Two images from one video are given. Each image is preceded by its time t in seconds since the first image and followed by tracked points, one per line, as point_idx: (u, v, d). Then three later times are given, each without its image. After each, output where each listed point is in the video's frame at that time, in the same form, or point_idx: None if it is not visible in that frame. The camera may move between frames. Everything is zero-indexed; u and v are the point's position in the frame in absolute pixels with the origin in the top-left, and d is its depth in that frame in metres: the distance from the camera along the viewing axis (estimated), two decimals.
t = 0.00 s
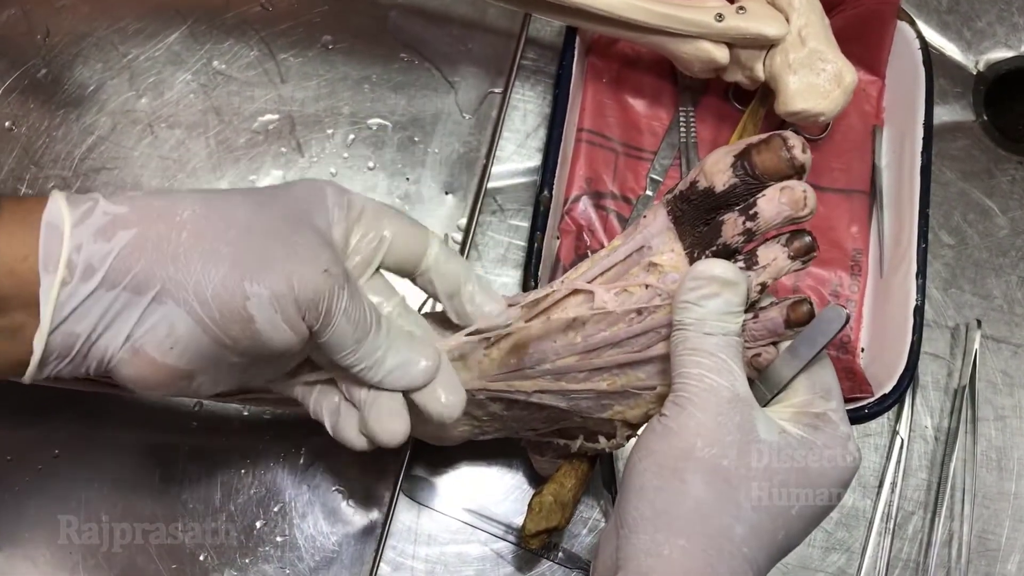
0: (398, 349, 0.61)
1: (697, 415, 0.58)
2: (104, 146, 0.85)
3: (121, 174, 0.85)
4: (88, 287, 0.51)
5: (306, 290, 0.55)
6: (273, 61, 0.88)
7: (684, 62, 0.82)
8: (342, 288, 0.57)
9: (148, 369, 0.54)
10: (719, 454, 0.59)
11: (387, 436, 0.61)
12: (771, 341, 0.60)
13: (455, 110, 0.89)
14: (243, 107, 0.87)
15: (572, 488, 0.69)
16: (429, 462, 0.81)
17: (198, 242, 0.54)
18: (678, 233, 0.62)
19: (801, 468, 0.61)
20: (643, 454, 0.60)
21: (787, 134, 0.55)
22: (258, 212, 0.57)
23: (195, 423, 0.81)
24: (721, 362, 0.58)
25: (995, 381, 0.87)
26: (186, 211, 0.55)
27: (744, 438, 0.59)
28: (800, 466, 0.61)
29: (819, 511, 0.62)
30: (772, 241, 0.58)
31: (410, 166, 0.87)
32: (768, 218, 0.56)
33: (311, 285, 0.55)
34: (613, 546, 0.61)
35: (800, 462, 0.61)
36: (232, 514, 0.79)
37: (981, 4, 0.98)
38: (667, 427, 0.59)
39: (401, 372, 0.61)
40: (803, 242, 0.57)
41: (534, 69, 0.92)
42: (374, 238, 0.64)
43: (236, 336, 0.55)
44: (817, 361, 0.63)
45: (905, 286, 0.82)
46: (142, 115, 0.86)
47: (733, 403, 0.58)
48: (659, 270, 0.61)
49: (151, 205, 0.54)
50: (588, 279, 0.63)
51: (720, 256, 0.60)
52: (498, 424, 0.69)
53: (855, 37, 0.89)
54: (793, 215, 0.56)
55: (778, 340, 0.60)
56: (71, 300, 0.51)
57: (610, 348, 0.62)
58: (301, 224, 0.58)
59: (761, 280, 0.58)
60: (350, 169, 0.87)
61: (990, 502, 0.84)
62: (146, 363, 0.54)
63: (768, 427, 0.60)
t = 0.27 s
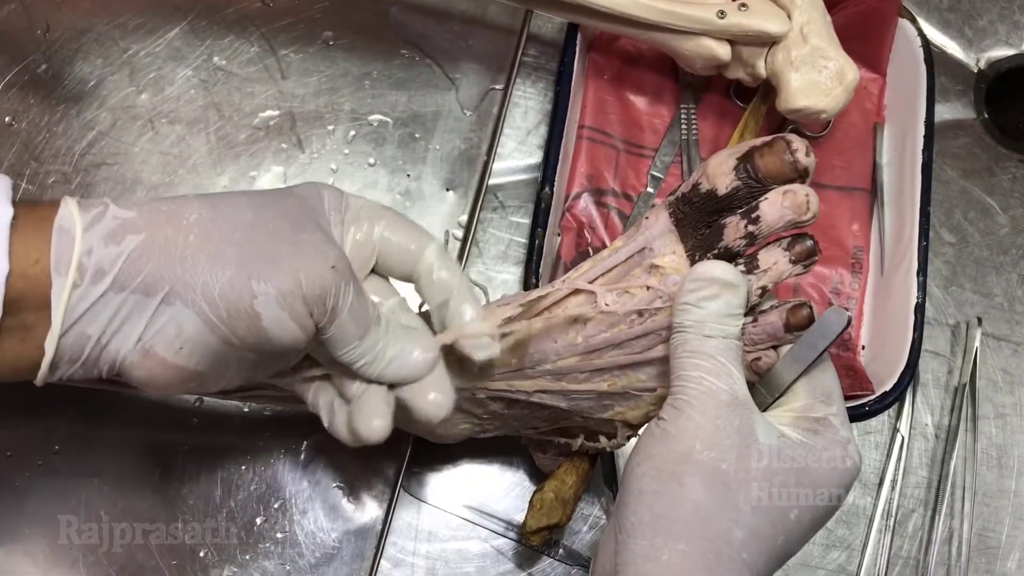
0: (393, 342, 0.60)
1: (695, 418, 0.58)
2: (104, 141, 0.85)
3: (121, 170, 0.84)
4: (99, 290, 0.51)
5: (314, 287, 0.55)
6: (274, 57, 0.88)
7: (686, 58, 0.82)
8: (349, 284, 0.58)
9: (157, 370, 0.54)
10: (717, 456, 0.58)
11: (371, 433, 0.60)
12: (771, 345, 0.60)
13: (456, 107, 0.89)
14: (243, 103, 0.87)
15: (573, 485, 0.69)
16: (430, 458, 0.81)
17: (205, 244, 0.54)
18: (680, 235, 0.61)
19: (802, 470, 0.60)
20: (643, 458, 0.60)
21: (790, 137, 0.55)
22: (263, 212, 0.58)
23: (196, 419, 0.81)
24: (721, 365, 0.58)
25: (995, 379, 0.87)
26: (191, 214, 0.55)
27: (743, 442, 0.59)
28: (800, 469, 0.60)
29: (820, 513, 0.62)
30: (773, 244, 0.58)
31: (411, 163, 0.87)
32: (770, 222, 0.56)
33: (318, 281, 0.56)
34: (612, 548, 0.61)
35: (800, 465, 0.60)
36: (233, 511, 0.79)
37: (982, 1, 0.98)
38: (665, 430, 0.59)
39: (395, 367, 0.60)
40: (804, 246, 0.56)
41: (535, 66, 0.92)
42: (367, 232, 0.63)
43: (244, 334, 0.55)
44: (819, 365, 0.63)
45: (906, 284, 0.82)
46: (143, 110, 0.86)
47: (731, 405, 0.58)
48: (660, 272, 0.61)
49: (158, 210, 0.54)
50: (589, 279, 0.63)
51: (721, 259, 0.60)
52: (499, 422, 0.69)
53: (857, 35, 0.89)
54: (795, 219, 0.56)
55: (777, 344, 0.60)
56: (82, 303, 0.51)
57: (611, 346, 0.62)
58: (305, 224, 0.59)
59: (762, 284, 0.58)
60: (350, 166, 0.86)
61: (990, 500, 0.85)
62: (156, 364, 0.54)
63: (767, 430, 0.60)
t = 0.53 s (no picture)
0: (383, 327, 0.61)
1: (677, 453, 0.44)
2: (105, 138, 0.85)
3: (121, 166, 0.84)
4: (97, 264, 0.51)
5: (307, 265, 0.55)
6: (275, 54, 0.88)
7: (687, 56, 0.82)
8: (343, 266, 0.57)
9: (152, 347, 0.54)
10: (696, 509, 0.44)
11: (361, 414, 0.59)
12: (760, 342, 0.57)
13: (457, 105, 0.89)
14: (244, 99, 0.87)
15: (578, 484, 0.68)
16: (431, 455, 0.81)
17: (201, 221, 0.54)
18: (676, 235, 0.60)
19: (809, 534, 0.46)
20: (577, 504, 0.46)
21: (787, 137, 0.54)
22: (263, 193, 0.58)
23: (196, 416, 0.81)
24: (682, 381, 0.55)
25: (996, 377, 0.88)
26: (191, 194, 0.55)
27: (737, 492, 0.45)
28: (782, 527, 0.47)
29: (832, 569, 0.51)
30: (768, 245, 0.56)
31: (412, 160, 0.87)
32: (766, 221, 0.55)
33: (311, 259, 0.55)
34: None
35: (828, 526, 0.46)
36: (233, 508, 0.79)
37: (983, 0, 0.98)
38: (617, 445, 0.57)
39: (384, 352, 0.60)
40: (797, 247, 0.55)
41: (536, 63, 0.92)
42: (361, 219, 0.64)
43: (236, 313, 0.54)
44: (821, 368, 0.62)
45: (907, 283, 0.81)
46: (143, 107, 0.86)
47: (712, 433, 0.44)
48: (657, 272, 0.60)
49: (159, 188, 0.55)
50: (587, 279, 0.62)
51: (716, 260, 0.58)
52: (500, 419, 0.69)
53: (858, 34, 0.89)
54: (790, 219, 0.54)
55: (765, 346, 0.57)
56: (80, 277, 0.51)
57: (612, 346, 0.62)
58: (305, 206, 0.59)
59: (754, 286, 0.56)
60: (351, 163, 0.86)
61: (990, 498, 0.85)
62: (151, 340, 0.54)
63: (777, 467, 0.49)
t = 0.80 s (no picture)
0: (395, 338, 0.62)
1: (505, 425, 0.57)
2: (107, 135, 0.85)
3: (123, 164, 0.84)
4: (115, 271, 0.51)
5: (323, 285, 0.55)
6: (277, 51, 0.88)
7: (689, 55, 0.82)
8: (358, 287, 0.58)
9: (163, 348, 0.55)
10: (536, 475, 0.56)
11: (366, 420, 0.60)
12: (762, 339, 0.56)
13: (460, 103, 0.89)
14: (246, 97, 0.87)
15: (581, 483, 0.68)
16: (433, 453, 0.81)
17: (221, 235, 0.54)
18: (679, 233, 0.60)
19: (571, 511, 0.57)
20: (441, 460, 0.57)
21: (790, 134, 0.53)
22: (282, 205, 0.58)
23: (198, 414, 0.81)
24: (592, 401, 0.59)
25: (997, 376, 0.88)
26: (211, 203, 0.55)
27: (502, 461, 0.56)
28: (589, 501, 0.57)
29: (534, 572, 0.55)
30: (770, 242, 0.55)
31: (413, 159, 0.87)
32: (767, 219, 0.54)
33: (328, 280, 0.55)
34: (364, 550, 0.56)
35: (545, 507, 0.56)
36: (234, 506, 0.79)
37: None
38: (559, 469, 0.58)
39: (393, 363, 0.61)
40: (798, 245, 0.53)
41: (539, 61, 0.92)
42: (380, 223, 0.64)
43: (250, 324, 0.56)
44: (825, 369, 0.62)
45: (908, 282, 0.81)
46: (145, 104, 0.86)
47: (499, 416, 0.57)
48: (659, 270, 0.60)
49: (177, 194, 0.54)
50: (590, 278, 0.63)
51: (720, 258, 0.57)
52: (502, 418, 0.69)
53: (860, 33, 0.89)
54: (792, 216, 0.53)
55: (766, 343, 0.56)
56: (97, 282, 0.51)
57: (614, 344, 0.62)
58: (324, 219, 0.59)
59: (755, 283, 0.55)
60: (353, 161, 0.86)
61: (991, 497, 0.85)
62: (162, 343, 0.55)
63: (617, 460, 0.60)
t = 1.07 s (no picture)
0: (395, 335, 0.60)
1: (587, 447, 0.52)
2: (109, 133, 0.85)
3: (125, 162, 0.84)
4: (117, 268, 0.51)
5: (324, 285, 0.55)
6: (279, 49, 0.88)
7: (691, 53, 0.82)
8: (361, 287, 0.57)
9: (163, 343, 0.56)
10: (613, 503, 0.52)
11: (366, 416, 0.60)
12: (763, 336, 0.56)
13: (461, 101, 0.89)
14: (248, 95, 0.87)
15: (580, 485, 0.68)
16: (435, 451, 0.81)
17: (225, 234, 0.54)
18: (682, 230, 0.60)
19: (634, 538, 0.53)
20: (514, 473, 0.52)
21: (794, 131, 0.53)
22: (286, 203, 0.57)
23: (199, 412, 0.81)
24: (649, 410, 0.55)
25: (999, 375, 0.88)
26: (216, 201, 0.55)
27: (583, 486, 0.51)
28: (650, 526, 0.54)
29: None
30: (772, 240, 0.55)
31: (415, 157, 0.87)
32: (769, 217, 0.54)
33: (330, 281, 0.55)
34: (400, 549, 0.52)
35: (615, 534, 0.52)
36: (236, 504, 0.79)
37: None
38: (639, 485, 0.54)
39: (394, 359, 0.60)
40: (801, 243, 0.54)
41: (540, 59, 0.92)
42: (383, 219, 0.63)
43: (251, 323, 0.56)
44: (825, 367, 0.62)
45: (911, 281, 0.81)
46: (147, 102, 0.86)
47: (583, 434, 0.52)
48: (661, 267, 0.60)
49: (182, 191, 0.54)
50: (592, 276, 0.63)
51: (721, 256, 0.57)
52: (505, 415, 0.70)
53: (861, 32, 0.90)
54: (795, 213, 0.53)
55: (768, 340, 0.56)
56: (99, 277, 0.51)
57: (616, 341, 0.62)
58: (328, 218, 0.58)
59: (757, 280, 0.55)
60: (355, 159, 0.86)
61: (993, 496, 0.85)
62: (163, 338, 0.56)
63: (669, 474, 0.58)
